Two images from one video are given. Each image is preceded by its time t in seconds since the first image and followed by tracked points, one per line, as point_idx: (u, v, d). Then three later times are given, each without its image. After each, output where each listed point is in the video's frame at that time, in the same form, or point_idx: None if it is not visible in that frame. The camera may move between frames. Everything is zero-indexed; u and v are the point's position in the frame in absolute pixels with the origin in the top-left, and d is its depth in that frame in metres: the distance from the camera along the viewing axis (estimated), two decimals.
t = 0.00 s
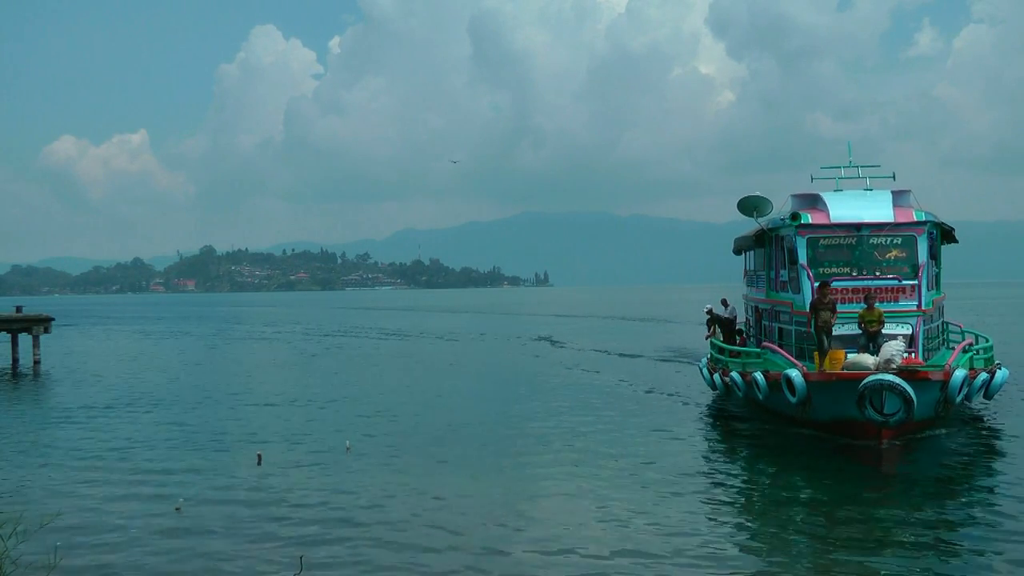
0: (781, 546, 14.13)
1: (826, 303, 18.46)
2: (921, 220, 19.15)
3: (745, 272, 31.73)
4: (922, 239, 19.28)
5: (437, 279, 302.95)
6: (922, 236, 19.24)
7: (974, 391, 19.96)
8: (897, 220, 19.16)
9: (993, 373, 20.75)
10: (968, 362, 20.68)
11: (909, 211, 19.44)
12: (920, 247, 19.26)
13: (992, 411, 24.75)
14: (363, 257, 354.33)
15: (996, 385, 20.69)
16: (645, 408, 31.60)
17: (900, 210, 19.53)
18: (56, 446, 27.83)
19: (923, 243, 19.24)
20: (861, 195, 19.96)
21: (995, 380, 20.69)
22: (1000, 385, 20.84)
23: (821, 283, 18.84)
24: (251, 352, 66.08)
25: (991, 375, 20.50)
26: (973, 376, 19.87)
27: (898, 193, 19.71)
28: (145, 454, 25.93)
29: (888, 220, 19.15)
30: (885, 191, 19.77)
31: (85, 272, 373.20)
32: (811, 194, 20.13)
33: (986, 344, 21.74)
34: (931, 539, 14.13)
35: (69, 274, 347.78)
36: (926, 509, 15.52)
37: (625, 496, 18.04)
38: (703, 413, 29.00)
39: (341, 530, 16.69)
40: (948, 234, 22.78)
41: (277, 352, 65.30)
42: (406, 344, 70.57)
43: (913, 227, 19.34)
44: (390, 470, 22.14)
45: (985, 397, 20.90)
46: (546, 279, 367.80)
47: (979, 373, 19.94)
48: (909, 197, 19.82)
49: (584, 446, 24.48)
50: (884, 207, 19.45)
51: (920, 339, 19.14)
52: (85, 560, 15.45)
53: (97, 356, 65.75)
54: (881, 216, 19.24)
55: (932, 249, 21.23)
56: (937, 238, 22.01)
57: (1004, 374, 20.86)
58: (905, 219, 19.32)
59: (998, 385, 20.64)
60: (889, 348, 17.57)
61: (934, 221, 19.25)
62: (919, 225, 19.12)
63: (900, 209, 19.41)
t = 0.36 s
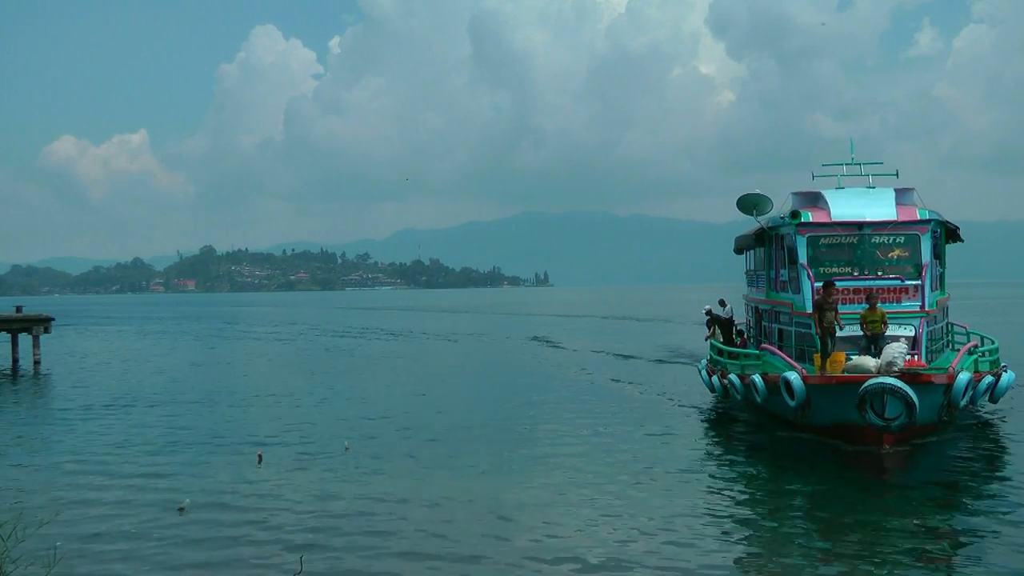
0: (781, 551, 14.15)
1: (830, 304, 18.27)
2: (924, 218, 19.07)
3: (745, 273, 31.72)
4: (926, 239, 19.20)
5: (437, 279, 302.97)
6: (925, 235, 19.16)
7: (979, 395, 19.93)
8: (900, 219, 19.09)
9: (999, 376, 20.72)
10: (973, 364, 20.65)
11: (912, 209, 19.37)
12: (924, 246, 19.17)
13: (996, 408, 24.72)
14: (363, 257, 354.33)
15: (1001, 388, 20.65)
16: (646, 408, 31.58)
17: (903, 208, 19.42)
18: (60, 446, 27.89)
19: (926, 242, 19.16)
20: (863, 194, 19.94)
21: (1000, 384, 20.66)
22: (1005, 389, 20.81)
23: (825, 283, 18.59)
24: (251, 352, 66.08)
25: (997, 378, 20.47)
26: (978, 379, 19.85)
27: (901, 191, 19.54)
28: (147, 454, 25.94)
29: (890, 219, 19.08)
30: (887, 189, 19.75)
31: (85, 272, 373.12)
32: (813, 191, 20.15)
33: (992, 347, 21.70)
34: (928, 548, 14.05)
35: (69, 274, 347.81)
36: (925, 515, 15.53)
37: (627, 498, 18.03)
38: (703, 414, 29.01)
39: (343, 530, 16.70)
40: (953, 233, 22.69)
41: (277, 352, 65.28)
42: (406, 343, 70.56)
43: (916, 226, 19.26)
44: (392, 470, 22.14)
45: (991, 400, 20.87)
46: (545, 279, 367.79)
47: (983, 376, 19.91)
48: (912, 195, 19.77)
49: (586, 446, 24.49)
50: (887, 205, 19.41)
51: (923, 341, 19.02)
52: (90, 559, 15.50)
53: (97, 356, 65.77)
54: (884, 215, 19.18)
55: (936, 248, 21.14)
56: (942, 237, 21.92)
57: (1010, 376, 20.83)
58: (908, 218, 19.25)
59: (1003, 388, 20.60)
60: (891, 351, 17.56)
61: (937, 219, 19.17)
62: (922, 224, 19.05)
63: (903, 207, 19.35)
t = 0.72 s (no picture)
0: (779, 558, 14.18)
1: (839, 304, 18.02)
2: (927, 217, 19.12)
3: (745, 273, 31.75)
4: (929, 238, 19.23)
5: (436, 279, 303.18)
6: (928, 235, 19.20)
7: (985, 398, 19.94)
8: (902, 218, 19.14)
9: (1005, 379, 20.73)
10: (978, 367, 20.66)
11: (915, 208, 19.42)
12: (927, 246, 19.21)
13: (999, 409, 24.76)
14: (363, 257, 354.39)
15: (1007, 391, 20.68)
16: (647, 410, 31.60)
17: (906, 206, 19.58)
18: (61, 446, 27.93)
19: (930, 242, 19.18)
20: (865, 191, 19.98)
21: (1006, 387, 20.69)
22: (1011, 392, 20.83)
23: (837, 282, 18.32)
24: (250, 352, 66.12)
25: (1003, 381, 20.47)
26: (984, 383, 19.86)
27: (905, 188, 19.77)
28: (147, 454, 25.97)
29: (892, 217, 19.13)
30: (889, 186, 19.80)
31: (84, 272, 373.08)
32: (813, 190, 20.20)
33: (997, 350, 21.72)
34: (929, 557, 14.05)
35: (69, 274, 347.91)
36: (924, 523, 15.55)
37: (627, 501, 18.08)
38: (702, 417, 29.02)
39: (344, 530, 16.75)
40: (958, 232, 22.70)
41: (277, 352, 65.32)
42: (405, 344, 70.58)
43: (919, 225, 19.30)
44: (394, 471, 22.15)
45: (997, 403, 20.88)
46: (545, 280, 367.69)
47: (989, 379, 19.92)
48: (914, 194, 19.82)
49: (588, 447, 24.51)
50: (889, 203, 19.43)
51: (926, 344, 18.96)
52: (94, 559, 15.56)
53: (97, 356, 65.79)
54: (886, 213, 19.23)
55: (940, 248, 21.14)
56: (946, 237, 21.91)
57: (1015, 380, 20.83)
58: (911, 216, 19.29)
59: (1008, 391, 20.62)
60: (893, 353, 17.57)
61: (941, 218, 19.21)
62: (924, 223, 19.10)
63: (906, 206, 19.41)
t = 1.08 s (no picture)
0: (778, 566, 14.21)
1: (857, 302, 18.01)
2: (931, 215, 19.17)
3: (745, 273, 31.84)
4: (933, 237, 19.29)
5: (436, 279, 303.18)
6: (931, 234, 19.26)
7: (991, 402, 20.01)
8: (905, 216, 19.20)
9: (1011, 383, 20.82)
10: (984, 371, 20.72)
11: (919, 206, 19.48)
12: (930, 245, 19.27)
13: (1001, 413, 24.82)
14: (363, 258, 354.36)
15: (1013, 395, 20.75)
16: (648, 412, 31.70)
17: (910, 204, 19.65)
18: (64, 446, 28.02)
19: (933, 241, 19.25)
20: (867, 189, 20.04)
21: (1012, 390, 20.78)
22: (1017, 396, 20.90)
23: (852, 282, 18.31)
24: (251, 352, 66.13)
25: (1009, 385, 20.55)
26: (989, 386, 19.94)
27: (908, 186, 19.81)
28: (150, 454, 26.05)
29: (895, 216, 19.18)
30: (892, 184, 19.87)
31: (84, 272, 372.97)
32: (813, 187, 20.26)
33: (1003, 353, 21.79)
34: (930, 567, 14.07)
35: (69, 274, 347.97)
36: (925, 533, 15.55)
37: (629, 504, 18.15)
38: (701, 421, 29.07)
39: (348, 531, 16.87)
40: (962, 230, 22.72)
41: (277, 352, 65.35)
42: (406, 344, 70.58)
43: (922, 224, 19.36)
44: (398, 472, 22.24)
45: (1004, 406, 20.96)
46: (545, 279, 367.47)
47: (995, 383, 19.99)
48: (918, 191, 19.88)
49: (590, 449, 24.61)
50: (892, 201, 19.49)
51: (930, 345, 18.98)
52: (99, 559, 15.65)
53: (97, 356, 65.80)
54: (888, 211, 19.26)
55: (944, 247, 21.17)
56: (950, 235, 21.95)
57: (1021, 383, 20.90)
58: (914, 214, 19.36)
59: (1016, 396, 20.73)
60: (896, 356, 17.64)
61: (945, 217, 19.26)
62: (927, 221, 19.16)
63: (910, 204, 19.49)
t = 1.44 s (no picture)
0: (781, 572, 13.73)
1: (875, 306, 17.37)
2: (934, 213, 18.66)
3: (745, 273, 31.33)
4: (936, 235, 18.77)
5: (436, 279, 302.81)
6: (935, 232, 18.75)
7: (996, 406, 19.52)
8: (907, 215, 18.69)
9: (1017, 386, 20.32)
10: (990, 374, 20.24)
11: (922, 205, 18.98)
12: (933, 244, 18.76)
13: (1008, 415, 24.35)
14: (363, 258, 353.88)
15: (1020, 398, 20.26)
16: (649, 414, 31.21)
17: (912, 201, 19.17)
18: (59, 446, 27.55)
19: (936, 240, 18.73)
20: (868, 186, 19.56)
21: (1017, 394, 20.13)
22: None
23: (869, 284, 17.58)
24: (251, 352, 65.65)
25: (1015, 388, 20.05)
26: (995, 389, 19.45)
27: (911, 183, 19.33)
28: (146, 454, 25.59)
29: (897, 214, 18.69)
30: (894, 181, 19.38)
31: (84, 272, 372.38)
32: (813, 185, 19.79)
33: (1009, 355, 21.31)
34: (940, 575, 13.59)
35: (69, 274, 347.37)
36: (932, 540, 15.05)
37: (632, 507, 17.68)
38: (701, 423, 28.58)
39: (346, 531, 16.41)
40: (966, 228, 22.21)
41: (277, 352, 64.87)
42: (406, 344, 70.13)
43: (925, 222, 18.85)
44: (396, 472, 21.79)
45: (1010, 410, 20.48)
46: (545, 279, 366.97)
47: (1000, 387, 19.50)
48: (921, 189, 19.37)
49: (590, 450, 24.13)
50: (894, 199, 18.99)
51: (933, 347, 18.48)
52: (93, 559, 15.20)
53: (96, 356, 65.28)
54: (891, 210, 18.77)
55: (948, 245, 20.67)
56: (955, 233, 21.46)
57: None
58: (917, 213, 18.85)
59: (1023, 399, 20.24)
60: (898, 359, 17.16)
61: (949, 214, 18.75)
62: (930, 220, 18.66)
63: (912, 202, 18.99)
